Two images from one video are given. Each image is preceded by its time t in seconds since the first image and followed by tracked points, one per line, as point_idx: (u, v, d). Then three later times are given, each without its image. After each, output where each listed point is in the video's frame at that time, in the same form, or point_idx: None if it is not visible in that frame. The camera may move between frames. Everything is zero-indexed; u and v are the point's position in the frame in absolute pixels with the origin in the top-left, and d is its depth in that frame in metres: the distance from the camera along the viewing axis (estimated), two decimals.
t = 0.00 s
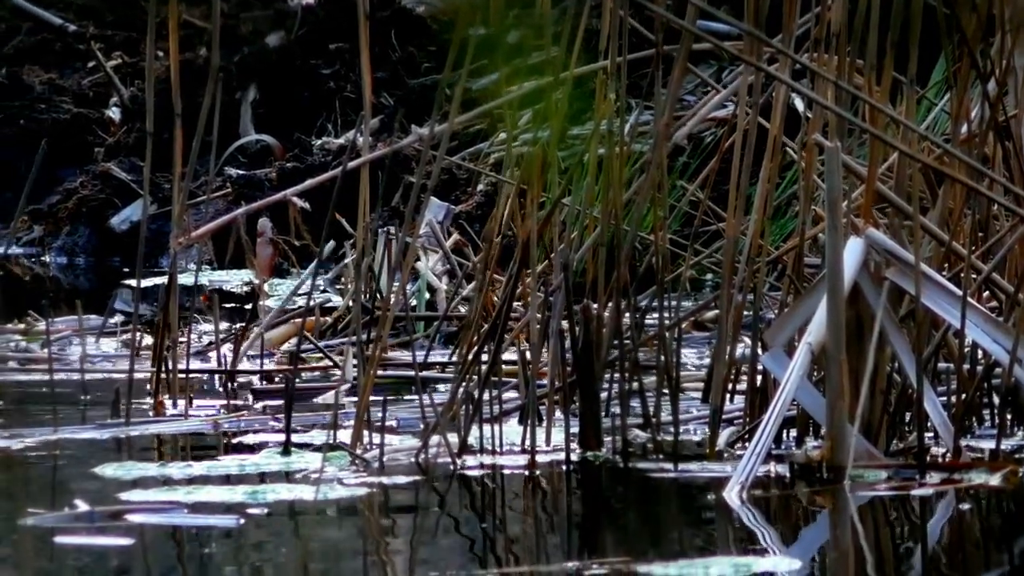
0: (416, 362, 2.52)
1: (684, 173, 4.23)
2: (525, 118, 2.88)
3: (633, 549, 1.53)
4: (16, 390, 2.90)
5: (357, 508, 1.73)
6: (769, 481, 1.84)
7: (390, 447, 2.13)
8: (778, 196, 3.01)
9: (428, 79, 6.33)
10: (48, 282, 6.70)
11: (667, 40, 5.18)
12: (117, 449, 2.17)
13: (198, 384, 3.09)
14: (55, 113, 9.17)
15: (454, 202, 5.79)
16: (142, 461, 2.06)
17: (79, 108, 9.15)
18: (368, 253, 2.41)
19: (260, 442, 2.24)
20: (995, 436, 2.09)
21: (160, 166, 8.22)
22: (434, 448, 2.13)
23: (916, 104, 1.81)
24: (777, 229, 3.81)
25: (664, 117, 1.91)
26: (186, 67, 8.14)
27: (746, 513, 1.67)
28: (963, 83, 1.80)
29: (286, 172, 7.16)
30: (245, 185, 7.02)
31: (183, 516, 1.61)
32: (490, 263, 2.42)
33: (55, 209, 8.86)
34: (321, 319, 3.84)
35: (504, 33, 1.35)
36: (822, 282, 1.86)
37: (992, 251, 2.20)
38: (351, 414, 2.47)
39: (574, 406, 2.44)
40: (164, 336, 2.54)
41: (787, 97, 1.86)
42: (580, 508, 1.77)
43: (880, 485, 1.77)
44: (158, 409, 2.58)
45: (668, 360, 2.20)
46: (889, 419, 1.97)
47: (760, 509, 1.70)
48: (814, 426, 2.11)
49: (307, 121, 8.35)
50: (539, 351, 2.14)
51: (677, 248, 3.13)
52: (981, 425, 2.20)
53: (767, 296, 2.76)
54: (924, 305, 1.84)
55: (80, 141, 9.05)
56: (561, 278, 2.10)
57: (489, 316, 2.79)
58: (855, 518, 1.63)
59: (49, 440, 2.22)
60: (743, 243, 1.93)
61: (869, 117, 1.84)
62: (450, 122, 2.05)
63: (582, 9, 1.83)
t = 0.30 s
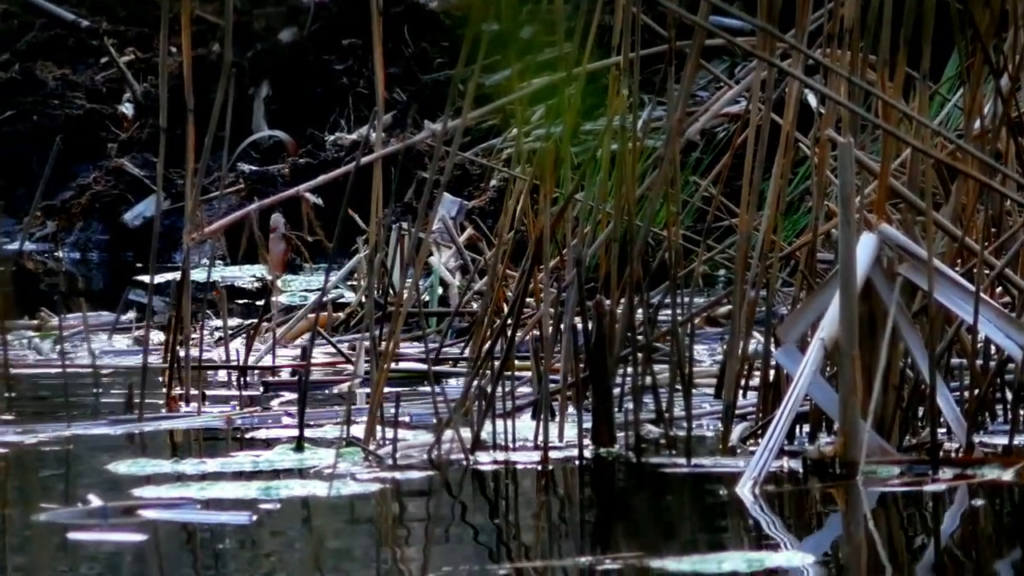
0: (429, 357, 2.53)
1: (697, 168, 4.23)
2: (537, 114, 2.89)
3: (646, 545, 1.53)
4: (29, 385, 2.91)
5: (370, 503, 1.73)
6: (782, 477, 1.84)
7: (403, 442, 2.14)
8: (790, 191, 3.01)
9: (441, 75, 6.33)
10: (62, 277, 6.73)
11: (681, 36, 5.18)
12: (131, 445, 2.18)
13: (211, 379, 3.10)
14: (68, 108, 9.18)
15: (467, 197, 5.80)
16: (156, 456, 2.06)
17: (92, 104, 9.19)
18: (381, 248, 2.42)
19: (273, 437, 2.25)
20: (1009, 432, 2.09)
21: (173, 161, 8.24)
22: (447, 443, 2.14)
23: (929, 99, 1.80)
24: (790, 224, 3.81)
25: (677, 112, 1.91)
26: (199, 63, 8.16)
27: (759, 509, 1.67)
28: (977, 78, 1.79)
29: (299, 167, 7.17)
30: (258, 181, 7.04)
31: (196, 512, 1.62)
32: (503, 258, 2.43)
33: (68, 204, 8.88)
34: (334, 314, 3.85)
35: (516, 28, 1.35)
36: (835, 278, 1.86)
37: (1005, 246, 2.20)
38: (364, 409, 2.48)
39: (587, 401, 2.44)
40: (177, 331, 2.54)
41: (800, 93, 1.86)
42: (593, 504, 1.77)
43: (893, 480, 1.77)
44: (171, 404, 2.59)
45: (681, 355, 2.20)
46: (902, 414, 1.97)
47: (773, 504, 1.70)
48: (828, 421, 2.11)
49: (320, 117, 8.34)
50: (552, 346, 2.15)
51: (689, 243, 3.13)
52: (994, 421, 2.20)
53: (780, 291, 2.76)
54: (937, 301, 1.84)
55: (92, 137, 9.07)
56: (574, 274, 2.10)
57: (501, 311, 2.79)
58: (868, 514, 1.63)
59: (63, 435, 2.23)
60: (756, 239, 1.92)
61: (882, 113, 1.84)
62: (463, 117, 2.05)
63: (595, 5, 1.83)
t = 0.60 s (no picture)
0: (443, 352, 2.53)
1: (710, 162, 4.23)
2: (550, 109, 2.89)
3: (659, 539, 1.54)
4: (44, 380, 2.92)
5: (384, 498, 1.74)
6: (796, 471, 1.84)
7: (417, 437, 2.14)
8: (804, 186, 3.01)
9: (455, 70, 6.33)
10: (76, 272, 6.75)
11: (695, 31, 5.17)
12: (145, 439, 2.19)
13: (225, 374, 3.11)
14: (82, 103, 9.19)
15: (481, 192, 5.81)
16: (169, 451, 2.07)
17: (106, 99, 9.17)
18: (394, 243, 2.42)
19: (287, 432, 2.26)
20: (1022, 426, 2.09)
21: (186, 156, 8.26)
22: (461, 438, 2.14)
23: (942, 94, 1.80)
24: (804, 219, 3.81)
25: (690, 107, 1.91)
26: (213, 57, 8.18)
27: (773, 504, 1.67)
28: (990, 74, 1.79)
29: (313, 162, 7.18)
30: (272, 175, 7.05)
31: (211, 506, 1.63)
32: (517, 253, 2.43)
33: (81, 199, 8.92)
34: (347, 309, 3.86)
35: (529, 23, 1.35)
36: (848, 273, 1.86)
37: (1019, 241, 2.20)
38: (377, 404, 2.49)
39: (601, 395, 2.44)
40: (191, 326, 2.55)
41: (814, 88, 1.86)
42: (606, 498, 1.78)
43: (907, 475, 1.77)
44: (185, 398, 2.60)
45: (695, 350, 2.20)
46: (915, 409, 1.97)
47: (787, 499, 1.70)
48: (841, 416, 2.11)
49: (334, 112, 8.39)
50: (566, 341, 2.15)
51: (702, 238, 3.13)
52: (1007, 416, 2.20)
53: (794, 286, 2.76)
54: (951, 296, 1.83)
55: (105, 132, 9.06)
56: (588, 269, 2.10)
57: (515, 306, 2.80)
58: (881, 509, 1.63)
59: (77, 429, 2.24)
60: (769, 233, 1.92)
61: (895, 108, 1.84)
62: (476, 112, 2.05)
63: None
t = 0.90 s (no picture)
0: (458, 346, 2.54)
1: (727, 156, 4.23)
2: (565, 103, 2.89)
3: (674, 534, 1.54)
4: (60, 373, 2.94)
5: (400, 492, 1.75)
6: (811, 466, 1.84)
7: (433, 431, 2.15)
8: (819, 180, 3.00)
9: (470, 64, 6.33)
10: (92, 266, 6.77)
11: (710, 25, 5.16)
12: (160, 433, 2.20)
13: (241, 368, 3.12)
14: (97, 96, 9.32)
15: (496, 186, 5.81)
16: (185, 445, 2.08)
17: (122, 92, 9.31)
18: (410, 237, 2.43)
19: (302, 426, 2.27)
20: None
21: (202, 151, 8.28)
22: (477, 432, 2.15)
23: (959, 88, 1.80)
24: (820, 213, 3.80)
25: (705, 101, 1.91)
26: (228, 51, 8.20)
27: (789, 499, 1.67)
28: (1006, 67, 1.79)
29: (329, 156, 7.19)
30: (288, 169, 7.06)
31: (226, 501, 1.63)
32: (532, 247, 2.43)
33: (97, 192, 9.02)
34: (363, 303, 3.86)
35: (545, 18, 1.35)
36: (864, 267, 1.86)
37: None
38: (393, 398, 2.50)
39: (616, 389, 2.44)
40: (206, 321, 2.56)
41: (830, 82, 1.86)
42: (622, 492, 1.78)
43: (922, 469, 1.77)
44: (200, 392, 2.61)
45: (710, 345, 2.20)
46: (931, 403, 1.96)
47: (802, 494, 1.70)
48: (858, 410, 2.11)
49: (349, 107, 8.51)
50: (581, 335, 2.15)
51: (718, 232, 3.13)
52: None
53: (810, 281, 2.75)
54: (967, 290, 1.83)
55: (122, 126, 9.29)
56: (604, 263, 2.11)
57: (530, 301, 2.80)
58: (897, 504, 1.63)
59: (93, 423, 2.26)
60: (785, 228, 1.92)
61: (912, 101, 1.83)
62: (492, 107, 2.05)
63: None
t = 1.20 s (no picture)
0: (476, 340, 2.54)
1: (744, 151, 4.22)
2: (583, 97, 2.89)
3: (691, 528, 1.54)
4: (77, 367, 2.95)
5: (417, 485, 1.75)
6: (829, 460, 1.84)
7: (450, 425, 2.15)
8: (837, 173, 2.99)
9: (488, 57, 6.33)
10: (110, 260, 6.78)
11: (727, 18, 5.15)
12: (178, 426, 2.21)
13: (258, 362, 3.13)
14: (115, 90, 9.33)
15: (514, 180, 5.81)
16: (202, 439, 2.09)
17: (139, 86, 9.33)
18: (427, 231, 2.43)
19: (319, 420, 2.27)
20: None
21: (220, 145, 8.29)
22: (494, 426, 2.15)
23: (976, 83, 1.79)
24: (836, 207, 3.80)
25: (723, 95, 1.91)
26: (246, 45, 8.22)
27: (806, 493, 1.67)
28: None
29: (346, 150, 7.20)
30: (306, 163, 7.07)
31: (242, 495, 1.64)
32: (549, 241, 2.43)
33: (115, 186, 9.03)
34: (380, 296, 3.87)
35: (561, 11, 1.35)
36: (882, 261, 1.85)
37: None
38: (411, 392, 2.50)
39: (634, 383, 2.44)
40: (224, 315, 2.57)
41: (847, 76, 1.85)
42: (638, 487, 1.78)
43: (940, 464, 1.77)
44: (217, 386, 2.62)
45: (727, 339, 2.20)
46: (949, 398, 1.96)
47: (820, 488, 1.70)
48: (875, 404, 2.10)
49: (367, 99, 8.51)
50: (599, 330, 2.15)
51: (735, 226, 3.12)
52: None
53: (828, 275, 2.75)
54: (984, 284, 1.83)
55: (139, 119, 9.26)
56: (621, 257, 2.11)
57: (547, 295, 2.81)
58: (915, 498, 1.63)
59: (110, 417, 2.26)
60: (803, 222, 1.92)
61: (930, 95, 1.83)
62: (510, 101, 2.05)
63: None
